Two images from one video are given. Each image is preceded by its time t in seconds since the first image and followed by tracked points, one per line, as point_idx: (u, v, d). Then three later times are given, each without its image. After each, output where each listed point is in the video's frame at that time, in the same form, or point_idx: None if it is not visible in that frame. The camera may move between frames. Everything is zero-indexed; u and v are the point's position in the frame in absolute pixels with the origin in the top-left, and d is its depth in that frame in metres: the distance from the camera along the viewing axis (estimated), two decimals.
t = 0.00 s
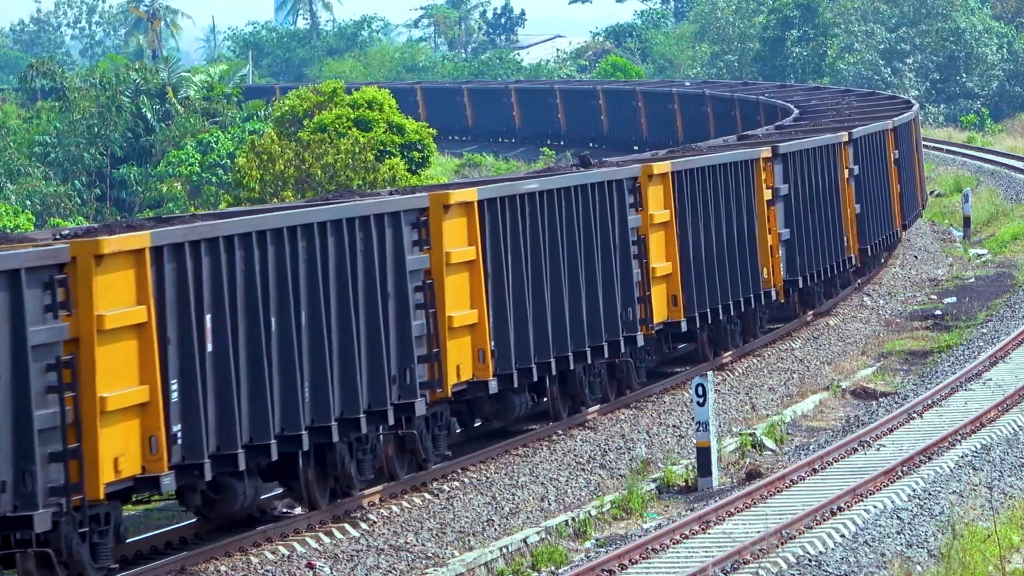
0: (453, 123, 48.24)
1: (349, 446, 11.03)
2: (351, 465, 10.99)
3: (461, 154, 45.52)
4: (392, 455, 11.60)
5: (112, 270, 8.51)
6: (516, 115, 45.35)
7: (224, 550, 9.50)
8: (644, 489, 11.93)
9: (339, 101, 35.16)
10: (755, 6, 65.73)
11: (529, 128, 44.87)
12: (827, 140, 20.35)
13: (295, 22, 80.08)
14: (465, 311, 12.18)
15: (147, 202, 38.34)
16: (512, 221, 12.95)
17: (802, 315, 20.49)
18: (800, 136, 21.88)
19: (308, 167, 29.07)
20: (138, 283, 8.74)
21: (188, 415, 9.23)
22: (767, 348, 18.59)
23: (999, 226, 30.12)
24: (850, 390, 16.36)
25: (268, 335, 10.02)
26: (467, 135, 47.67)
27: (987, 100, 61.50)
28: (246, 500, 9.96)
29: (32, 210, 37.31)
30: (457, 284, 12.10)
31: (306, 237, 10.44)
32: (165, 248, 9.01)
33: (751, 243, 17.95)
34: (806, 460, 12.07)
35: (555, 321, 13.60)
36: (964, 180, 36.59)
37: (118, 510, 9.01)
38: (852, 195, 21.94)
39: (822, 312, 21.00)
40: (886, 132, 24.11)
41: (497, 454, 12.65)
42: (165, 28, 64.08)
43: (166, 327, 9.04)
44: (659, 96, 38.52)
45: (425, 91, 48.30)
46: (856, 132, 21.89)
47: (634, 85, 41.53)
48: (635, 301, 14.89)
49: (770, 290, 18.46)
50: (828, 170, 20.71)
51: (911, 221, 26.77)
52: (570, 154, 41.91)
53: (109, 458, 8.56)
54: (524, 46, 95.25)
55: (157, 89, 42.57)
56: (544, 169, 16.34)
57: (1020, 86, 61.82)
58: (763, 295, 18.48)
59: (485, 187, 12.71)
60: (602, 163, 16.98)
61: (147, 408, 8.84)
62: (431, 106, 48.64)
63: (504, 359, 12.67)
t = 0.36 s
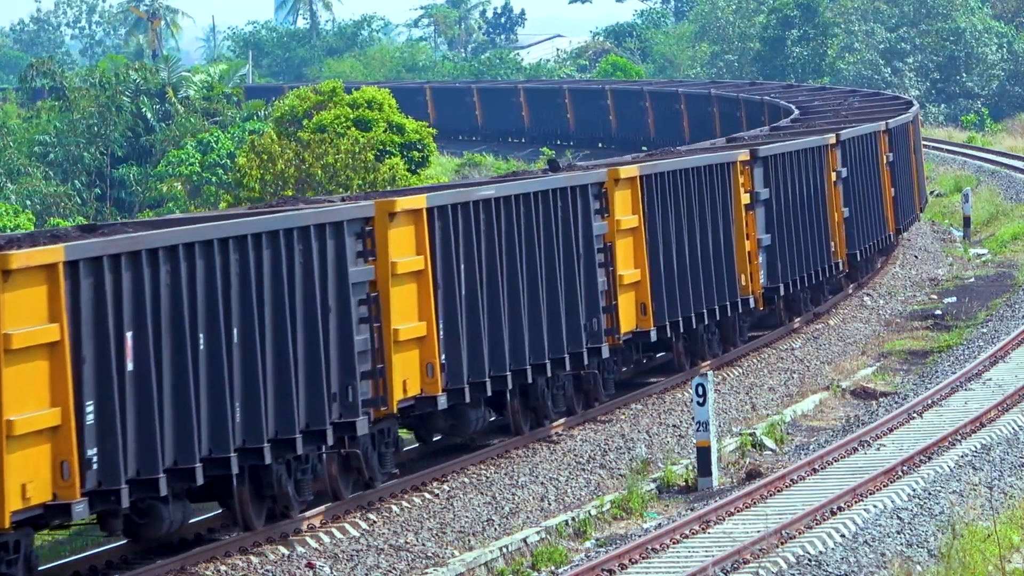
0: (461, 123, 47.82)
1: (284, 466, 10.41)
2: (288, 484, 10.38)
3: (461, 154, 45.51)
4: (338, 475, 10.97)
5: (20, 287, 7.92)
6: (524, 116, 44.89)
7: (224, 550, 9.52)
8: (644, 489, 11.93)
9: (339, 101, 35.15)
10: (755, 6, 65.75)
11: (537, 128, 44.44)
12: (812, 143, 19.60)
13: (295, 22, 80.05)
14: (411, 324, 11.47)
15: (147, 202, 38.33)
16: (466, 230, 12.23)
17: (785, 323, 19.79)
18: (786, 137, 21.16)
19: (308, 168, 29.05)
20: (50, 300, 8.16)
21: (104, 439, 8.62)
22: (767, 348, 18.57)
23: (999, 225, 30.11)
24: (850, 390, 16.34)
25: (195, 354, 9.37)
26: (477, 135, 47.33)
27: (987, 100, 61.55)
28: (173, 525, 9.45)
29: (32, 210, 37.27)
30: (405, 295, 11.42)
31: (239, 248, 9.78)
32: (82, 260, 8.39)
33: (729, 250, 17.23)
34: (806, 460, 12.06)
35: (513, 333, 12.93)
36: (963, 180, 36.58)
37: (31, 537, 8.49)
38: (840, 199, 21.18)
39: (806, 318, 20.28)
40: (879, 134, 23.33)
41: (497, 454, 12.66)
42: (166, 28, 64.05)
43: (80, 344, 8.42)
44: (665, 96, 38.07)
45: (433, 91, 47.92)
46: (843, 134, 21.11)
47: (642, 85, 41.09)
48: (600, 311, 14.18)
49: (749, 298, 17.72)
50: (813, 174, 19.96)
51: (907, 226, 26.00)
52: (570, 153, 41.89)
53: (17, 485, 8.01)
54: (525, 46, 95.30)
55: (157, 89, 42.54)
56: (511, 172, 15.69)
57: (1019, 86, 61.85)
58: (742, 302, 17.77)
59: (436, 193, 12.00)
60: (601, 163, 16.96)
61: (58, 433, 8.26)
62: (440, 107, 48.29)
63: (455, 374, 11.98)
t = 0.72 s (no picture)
0: (469, 124, 47.60)
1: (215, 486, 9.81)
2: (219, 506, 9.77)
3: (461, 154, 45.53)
4: (276, 495, 10.29)
5: None
6: (532, 116, 44.66)
7: (223, 550, 9.54)
8: (644, 489, 11.92)
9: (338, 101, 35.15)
10: (755, 6, 65.75)
11: (545, 128, 44.22)
12: (794, 147, 19.04)
13: (295, 22, 80.06)
14: (354, 338, 10.83)
15: (147, 202, 38.32)
16: (413, 239, 11.61)
17: (769, 330, 19.17)
18: (771, 140, 20.63)
19: (308, 168, 29.05)
20: None
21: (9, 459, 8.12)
22: (767, 348, 18.56)
23: (1000, 225, 30.11)
24: (850, 390, 16.34)
25: (111, 372, 8.76)
26: (485, 135, 47.12)
27: (987, 100, 61.56)
28: (89, 550, 8.96)
29: (32, 209, 37.26)
30: (348, 307, 10.80)
31: (161, 258, 9.15)
32: None
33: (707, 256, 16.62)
34: (806, 460, 12.06)
35: (466, 346, 12.37)
36: (964, 180, 36.57)
37: None
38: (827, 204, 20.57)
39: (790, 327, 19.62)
40: (870, 137, 22.76)
41: (497, 454, 12.67)
42: (166, 28, 64.05)
43: None
44: (672, 96, 37.92)
45: (442, 90, 47.78)
46: (829, 137, 20.48)
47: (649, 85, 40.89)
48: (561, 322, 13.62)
49: (725, 306, 17.09)
50: (797, 177, 19.39)
51: (899, 232, 25.41)
52: (570, 153, 41.91)
53: None
54: (525, 46, 95.38)
55: (157, 89, 42.56)
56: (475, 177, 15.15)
57: (1019, 87, 61.85)
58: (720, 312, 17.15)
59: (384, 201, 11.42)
60: (601, 164, 16.97)
61: None
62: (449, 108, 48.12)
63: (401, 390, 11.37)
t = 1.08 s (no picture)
0: (479, 124, 47.37)
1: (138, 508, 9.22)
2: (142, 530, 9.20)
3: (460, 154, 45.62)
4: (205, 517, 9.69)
5: None
6: (541, 116, 44.44)
7: (224, 550, 9.55)
8: (643, 489, 11.93)
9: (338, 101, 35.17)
10: (755, 6, 65.76)
11: (554, 128, 43.97)
12: (774, 150, 18.44)
13: (294, 22, 80.05)
14: (288, 352, 10.19)
15: (146, 202, 38.33)
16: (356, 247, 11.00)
17: (751, 338, 18.59)
18: (753, 144, 20.05)
19: (308, 168, 29.04)
20: None
21: None
22: (768, 347, 18.58)
23: (1000, 225, 30.13)
24: (850, 390, 16.35)
25: (14, 393, 8.13)
26: (494, 135, 46.84)
27: (987, 100, 61.59)
28: None
29: (32, 209, 37.25)
30: (281, 320, 10.15)
31: (73, 273, 8.53)
32: None
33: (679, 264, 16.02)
34: (806, 460, 12.07)
35: (412, 358, 11.73)
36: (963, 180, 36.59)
37: None
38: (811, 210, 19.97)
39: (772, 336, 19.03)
40: (858, 140, 22.21)
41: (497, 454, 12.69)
42: (166, 28, 64.06)
43: None
44: (677, 96, 37.74)
45: (452, 90, 47.65)
46: (814, 139, 19.90)
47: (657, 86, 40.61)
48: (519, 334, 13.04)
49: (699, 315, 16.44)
50: (778, 182, 18.81)
51: (892, 238, 24.86)
52: (570, 154, 41.96)
53: None
54: (525, 46, 95.45)
55: (156, 89, 42.60)
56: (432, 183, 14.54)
57: (1019, 87, 61.86)
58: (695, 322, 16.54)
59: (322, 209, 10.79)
60: (602, 164, 17.01)
61: None
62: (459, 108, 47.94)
63: (341, 407, 10.74)
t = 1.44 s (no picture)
0: (488, 124, 46.96)
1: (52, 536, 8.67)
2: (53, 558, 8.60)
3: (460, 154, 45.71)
4: (126, 541, 9.06)
5: None
6: (550, 117, 44.07)
7: (225, 549, 9.53)
8: (643, 489, 11.93)
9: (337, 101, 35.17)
10: (754, 6, 65.75)
11: (563, 129, 43.56)
12: (755, 154, 17.80)
13: (294, 22, 79.96)
14: (214, 368, 9.46)
15: (146, 202, 38.32)
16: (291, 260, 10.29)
17: (731, 348, 17.96)
18: (734, 147, 19.40)
19: (307, 168, 29.02)
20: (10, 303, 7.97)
21: None
22: (767, 348, 18.62)
23: (999, 225, 30.14)
24: (850, 390, 16.35)
25: None
26: (503, 136, 46.40)
27: (986, 101, 61.57)
28: None
29: (31, 210, 37.24)
30: (209, 335, 9.44)
31: None
32: None
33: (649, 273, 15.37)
34: (805, 460, 12.06)
35: (353, 374, 11.00)
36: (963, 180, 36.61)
37: None
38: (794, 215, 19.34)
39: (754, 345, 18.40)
40: (847, 144, 21.68)
41: (496, 454, 12.69)
42: (165, 28, 64.05)
43: None
44: (685, 96, 37.43)
45: (460, 91, 47.20)
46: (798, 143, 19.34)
47: (666, 87, 40.24)
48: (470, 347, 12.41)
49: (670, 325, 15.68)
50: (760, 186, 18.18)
51: (883, 244, 24.28)
52: (569, 154, 41.98)
53: None
54: (525, 46, 95.46)
55: (156, 89, 42.62)
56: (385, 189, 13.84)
57: (1019, 87, 61.77)
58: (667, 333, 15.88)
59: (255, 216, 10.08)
60: (601, 164, 17.06)
61: None
62: (467, 108, 47.53)
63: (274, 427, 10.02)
